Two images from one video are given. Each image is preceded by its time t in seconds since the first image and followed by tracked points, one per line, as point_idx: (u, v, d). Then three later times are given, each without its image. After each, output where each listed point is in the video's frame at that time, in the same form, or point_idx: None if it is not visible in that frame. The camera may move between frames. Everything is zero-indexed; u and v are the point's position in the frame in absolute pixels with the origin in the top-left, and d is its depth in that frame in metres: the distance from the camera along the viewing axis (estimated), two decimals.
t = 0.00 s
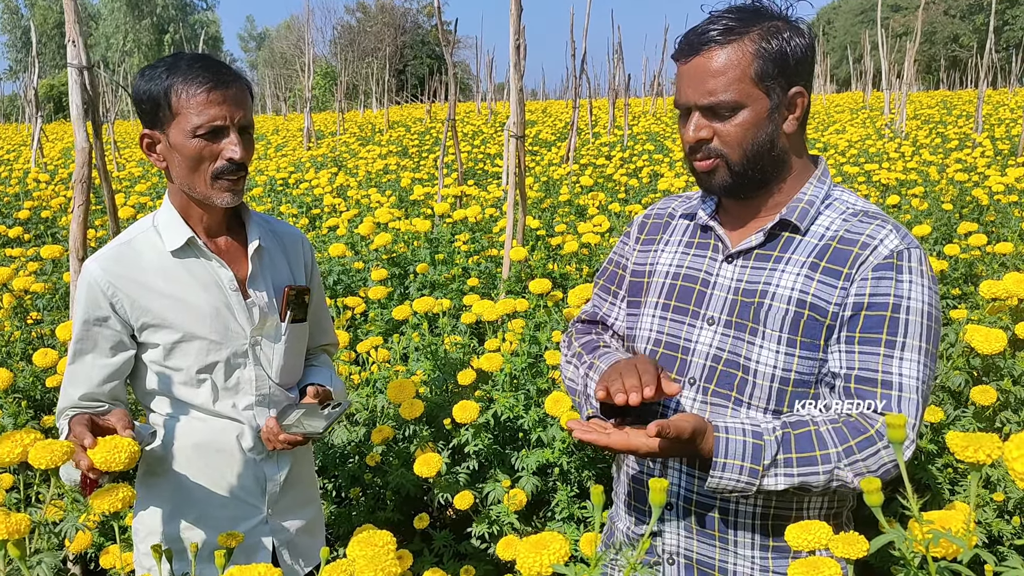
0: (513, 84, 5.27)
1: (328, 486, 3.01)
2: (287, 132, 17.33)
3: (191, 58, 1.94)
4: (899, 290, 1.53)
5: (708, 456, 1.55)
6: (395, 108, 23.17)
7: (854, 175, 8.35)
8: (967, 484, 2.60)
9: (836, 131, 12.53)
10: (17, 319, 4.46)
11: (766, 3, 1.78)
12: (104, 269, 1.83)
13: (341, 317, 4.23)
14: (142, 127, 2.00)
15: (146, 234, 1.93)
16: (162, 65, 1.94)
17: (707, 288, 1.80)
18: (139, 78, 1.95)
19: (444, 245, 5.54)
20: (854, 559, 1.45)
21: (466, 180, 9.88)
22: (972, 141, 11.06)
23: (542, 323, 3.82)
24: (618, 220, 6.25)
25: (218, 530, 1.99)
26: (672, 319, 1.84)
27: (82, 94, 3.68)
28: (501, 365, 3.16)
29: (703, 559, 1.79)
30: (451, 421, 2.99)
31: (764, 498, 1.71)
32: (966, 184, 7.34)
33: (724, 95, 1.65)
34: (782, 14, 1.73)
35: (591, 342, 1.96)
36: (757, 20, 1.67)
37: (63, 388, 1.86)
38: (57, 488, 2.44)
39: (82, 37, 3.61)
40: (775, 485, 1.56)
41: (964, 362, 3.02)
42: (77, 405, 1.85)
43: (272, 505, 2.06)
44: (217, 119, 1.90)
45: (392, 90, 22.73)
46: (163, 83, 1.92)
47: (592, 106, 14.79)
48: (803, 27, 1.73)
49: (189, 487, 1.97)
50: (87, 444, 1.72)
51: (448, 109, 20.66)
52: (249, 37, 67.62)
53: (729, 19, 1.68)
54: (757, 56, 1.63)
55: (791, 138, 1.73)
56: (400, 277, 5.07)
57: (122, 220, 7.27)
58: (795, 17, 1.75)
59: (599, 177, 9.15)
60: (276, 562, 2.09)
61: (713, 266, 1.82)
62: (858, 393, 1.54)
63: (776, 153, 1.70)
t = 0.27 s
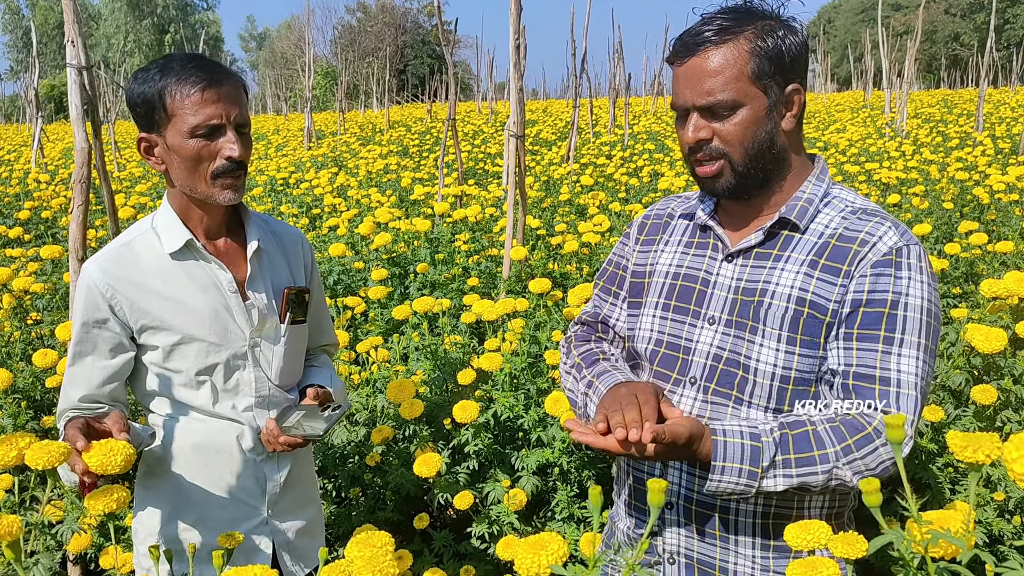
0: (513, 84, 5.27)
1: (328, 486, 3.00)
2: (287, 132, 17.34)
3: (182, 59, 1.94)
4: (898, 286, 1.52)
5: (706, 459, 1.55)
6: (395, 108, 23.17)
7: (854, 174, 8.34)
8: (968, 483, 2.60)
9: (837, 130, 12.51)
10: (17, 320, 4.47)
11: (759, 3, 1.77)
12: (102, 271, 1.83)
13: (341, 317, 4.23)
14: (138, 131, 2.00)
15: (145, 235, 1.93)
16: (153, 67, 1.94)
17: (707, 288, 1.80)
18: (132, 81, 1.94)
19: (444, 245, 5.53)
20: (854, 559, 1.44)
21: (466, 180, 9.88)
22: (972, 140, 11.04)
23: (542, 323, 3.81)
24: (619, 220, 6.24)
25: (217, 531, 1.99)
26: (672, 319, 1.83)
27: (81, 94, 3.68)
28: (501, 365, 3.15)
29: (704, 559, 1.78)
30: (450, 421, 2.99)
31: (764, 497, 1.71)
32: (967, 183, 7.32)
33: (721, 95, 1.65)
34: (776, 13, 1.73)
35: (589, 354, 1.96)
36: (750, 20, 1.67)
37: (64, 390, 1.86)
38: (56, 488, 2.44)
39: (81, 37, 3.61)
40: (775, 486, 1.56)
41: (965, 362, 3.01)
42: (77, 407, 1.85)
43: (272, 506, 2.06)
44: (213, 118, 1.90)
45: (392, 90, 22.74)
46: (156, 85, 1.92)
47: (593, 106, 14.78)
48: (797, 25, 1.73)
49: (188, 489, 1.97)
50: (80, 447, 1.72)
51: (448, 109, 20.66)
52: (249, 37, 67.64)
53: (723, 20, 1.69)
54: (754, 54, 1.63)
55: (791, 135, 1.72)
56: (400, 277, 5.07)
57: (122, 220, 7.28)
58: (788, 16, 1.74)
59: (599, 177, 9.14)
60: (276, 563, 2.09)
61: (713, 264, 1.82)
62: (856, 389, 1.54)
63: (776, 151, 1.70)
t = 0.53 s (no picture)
0: (513, 83, 5.26)
1: (328, 486, 3.00)
2: (288, 132, 17.34)
3: (175, 60, 1.94)
4: (899, 287, 1.52)
5: (714, 478, 1.52)
6: (396, 108, 23.18)
7: (855, 174, 8.33)
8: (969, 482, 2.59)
9: (838, 130, 12.50)
10: (17, 320, 4.47)
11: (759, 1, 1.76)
12: (104, 272, 1.83)
13: (341, 317, 4.23)
14: (137, 137, 1.99)
15: (146, 236, 1.93)
16: (147, 71, 1.93)
17: (706, 288, 1.80)
18: (127, 86, 1.94)
19: (444, 245, 5.53)
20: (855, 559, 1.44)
21: (467, 180, 9.88)
22: (973, 139, 11.03)
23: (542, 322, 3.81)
24: (619, 219, 6.24)
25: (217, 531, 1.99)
26: (672, 319, 1.82)
27: (81, 93, 3.69)
28: (501, 365, 3.15)
29: (704, 559, 1.79)
30: (451, 421, 2.99)
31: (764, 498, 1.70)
32: (968, 182, 7.31)
33: (719, 89, 1.64)
34: (774, 9, 1.72)
35: (572, 341, 1.94)
36: (749, 15, 1.67)
37: (68, 390, 1.87)
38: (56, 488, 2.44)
39: (81, 37, 3.61)
40: (784, 498, 1.53)
41: (965, 361, 3.01)
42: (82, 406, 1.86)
43: (272, 506, 2.06)
44: (215, 115, 1.91)
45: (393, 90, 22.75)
46: (152, 89, 1.91)
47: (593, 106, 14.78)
48: (796, 23, 1.73)
49: (188, 489, 1.97)
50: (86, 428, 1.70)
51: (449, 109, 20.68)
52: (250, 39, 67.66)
53: (722, 15, 1.68)
54: (752, 49, 1.63)
55: (789, 131, 1.71)
56: (401, 277, 5.07)
57: (123, 220, 7.28)
58: (788, 13, 1.74)
59: (600, 177, 9.14)
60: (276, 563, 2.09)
61: (711, 263, 1.81)
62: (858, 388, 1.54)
63: (774, 148, 1.69)
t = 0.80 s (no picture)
0: (515, 83, 5.27)
1: (330, 486, 3.01)
2: (289, 133, 17.35)
3: (176, 60, 1.95)
4: (895, 287, 1.53)
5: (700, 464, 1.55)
6: (398, 109, 23.19)
7: (857, 174, 8.33)
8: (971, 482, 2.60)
9: (840, 129, 12.49)
10: (20, 320, 4.48)
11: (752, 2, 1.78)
12: (107, 272, 1.83)
13: (344, 317, 4.24)
14: (140, 139, 2.00)
15: (148, 236, 1.94)
16: (149, 72, 1.94)
17: (704, 288, 1.80)
18: (129, 87, 1.94)
19: (446, 245, 5.54)
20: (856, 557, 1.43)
21: (469, 180, 9.88)
22: (975, 139, 11.03)
23: (544, 322, 3.82)
24: (621, 219, 6.24)
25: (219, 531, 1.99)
26: (669, 319, 1.83)
27: (84, 95, 3.70)
28: (503, 364, 3.15)
29: (703, 558, 1.78)
30: (453, 421, 2.99)
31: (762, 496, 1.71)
32: (970, 182, 7.31)
33: (709, 105, 1.65)
34: (767, 10, 1.73)
35: (589, 354, 1.97)
36: (738, 24, 1.67)
37: (73, 389, 1.88)
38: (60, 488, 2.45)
39: (83, 38, 3.61)
40: (770, 489, 1.56)
41: (967, 360, 3.01)
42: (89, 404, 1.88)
43: (275, 506, 2.06)
44: (219, 115, 1.92)
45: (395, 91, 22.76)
46: (155, 89, 1.92)
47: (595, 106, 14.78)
48: (790, 24, 1.74)
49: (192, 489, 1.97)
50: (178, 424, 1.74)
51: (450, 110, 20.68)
52: (252, 39, 67.71)
53: (711, 26, 1.68)
54: (740, 63, 1.63)
55: (781, 140, 1.72)
56: (403, 277, 5.07)
57: (125, 221, 7.29)
58: (781, 13, 1.75)
59: (601, 177, 9.14)
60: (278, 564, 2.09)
61: (709, 264, 1.82)
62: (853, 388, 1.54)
63: (766, 156, 1.70)
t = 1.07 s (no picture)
0: (517, 84, 5.27)
1: (333, 486, 3.02)
2: (291, 134, 17.37)
3: (182, 62, 1.96)
4: (882, 285, 1.52)
5: (683, 457, 1.62)
6: (400, 110, 23.20)
7: (859, 174, 8.33)
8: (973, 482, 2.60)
9: (842, 130, 12.48)
10: (24, 321, 4.49)
11: (720, 13, 1.79)
12: (112, 274, 1.84)
13: (346, 318, 4.24)
14: (145, 140, 2.00)
15: (152, 238, 1.95)
16: (155, 74, 1.95)
17: (699, 290, 1.81)
18: (133, 90, 1.96)
19: (448, 246, 5.54)
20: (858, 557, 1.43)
21: (471, 181, 9.89)
22: (977, 140, 11.04)
23: (546, 323, 3.82)
24: (623, 220, 6.25)
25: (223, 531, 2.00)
26: (667, 321, 1.85)
27: (87, 96, 3.70)
28: (505, 365, 3.16)
29: (696, 557, 1.80)
30: (456, 421, 3.00)
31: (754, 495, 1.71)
32: (972, 182, 7.31)
33: (688, 127, 1.65)
34: (737, 21, 1.73)
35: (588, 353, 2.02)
36: (710, 44, 1.67)
37: (75, 397, 1.88)
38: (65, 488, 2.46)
39: (87, 40, 3.62)
40: (754, 486, 1.60)
41: (969, 360, 3.01)
42: (95, 409, 1.89)
43: (278, 506, 2.07)
44: (226, 117, 1.93)
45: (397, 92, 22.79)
46: (161, 91, 1.93)
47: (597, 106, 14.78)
48: (763, 31, 1.72)
49: (196, 489, 1.99)
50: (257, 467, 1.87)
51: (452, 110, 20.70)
52: (254, 41, 67.80)
53: (685, 46, 1.69)
54: (713, 84, 1.63)
55: (765, 148, 1.72)
56: (405, 278, 5.08)
57: (128, 222, 7.31)
58: (752, 21, 1.74)
59: (603, 177, 9.15)
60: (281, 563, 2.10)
61: (704, 266, 1.82)
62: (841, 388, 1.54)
63: (751, 168, 1.70)
